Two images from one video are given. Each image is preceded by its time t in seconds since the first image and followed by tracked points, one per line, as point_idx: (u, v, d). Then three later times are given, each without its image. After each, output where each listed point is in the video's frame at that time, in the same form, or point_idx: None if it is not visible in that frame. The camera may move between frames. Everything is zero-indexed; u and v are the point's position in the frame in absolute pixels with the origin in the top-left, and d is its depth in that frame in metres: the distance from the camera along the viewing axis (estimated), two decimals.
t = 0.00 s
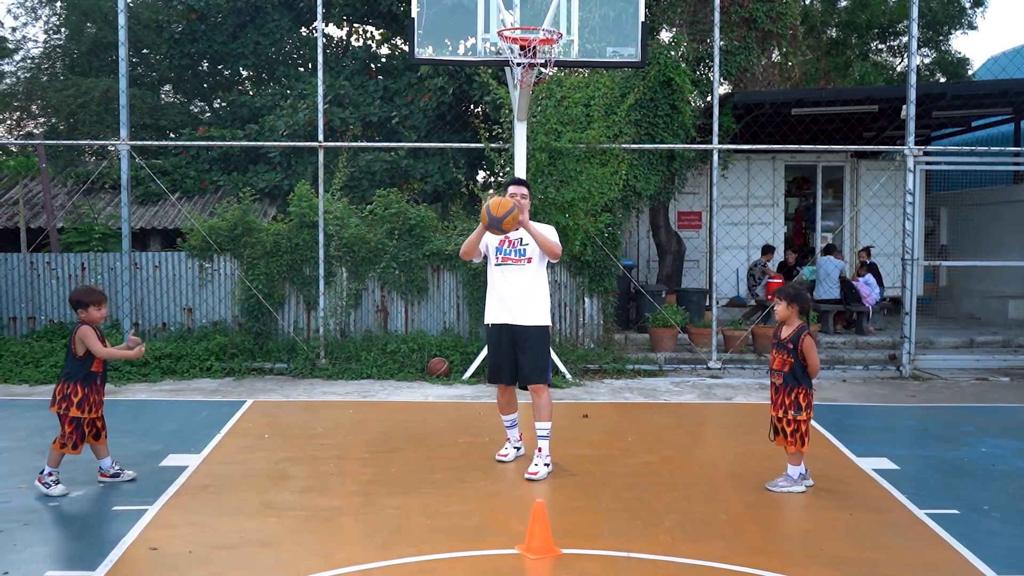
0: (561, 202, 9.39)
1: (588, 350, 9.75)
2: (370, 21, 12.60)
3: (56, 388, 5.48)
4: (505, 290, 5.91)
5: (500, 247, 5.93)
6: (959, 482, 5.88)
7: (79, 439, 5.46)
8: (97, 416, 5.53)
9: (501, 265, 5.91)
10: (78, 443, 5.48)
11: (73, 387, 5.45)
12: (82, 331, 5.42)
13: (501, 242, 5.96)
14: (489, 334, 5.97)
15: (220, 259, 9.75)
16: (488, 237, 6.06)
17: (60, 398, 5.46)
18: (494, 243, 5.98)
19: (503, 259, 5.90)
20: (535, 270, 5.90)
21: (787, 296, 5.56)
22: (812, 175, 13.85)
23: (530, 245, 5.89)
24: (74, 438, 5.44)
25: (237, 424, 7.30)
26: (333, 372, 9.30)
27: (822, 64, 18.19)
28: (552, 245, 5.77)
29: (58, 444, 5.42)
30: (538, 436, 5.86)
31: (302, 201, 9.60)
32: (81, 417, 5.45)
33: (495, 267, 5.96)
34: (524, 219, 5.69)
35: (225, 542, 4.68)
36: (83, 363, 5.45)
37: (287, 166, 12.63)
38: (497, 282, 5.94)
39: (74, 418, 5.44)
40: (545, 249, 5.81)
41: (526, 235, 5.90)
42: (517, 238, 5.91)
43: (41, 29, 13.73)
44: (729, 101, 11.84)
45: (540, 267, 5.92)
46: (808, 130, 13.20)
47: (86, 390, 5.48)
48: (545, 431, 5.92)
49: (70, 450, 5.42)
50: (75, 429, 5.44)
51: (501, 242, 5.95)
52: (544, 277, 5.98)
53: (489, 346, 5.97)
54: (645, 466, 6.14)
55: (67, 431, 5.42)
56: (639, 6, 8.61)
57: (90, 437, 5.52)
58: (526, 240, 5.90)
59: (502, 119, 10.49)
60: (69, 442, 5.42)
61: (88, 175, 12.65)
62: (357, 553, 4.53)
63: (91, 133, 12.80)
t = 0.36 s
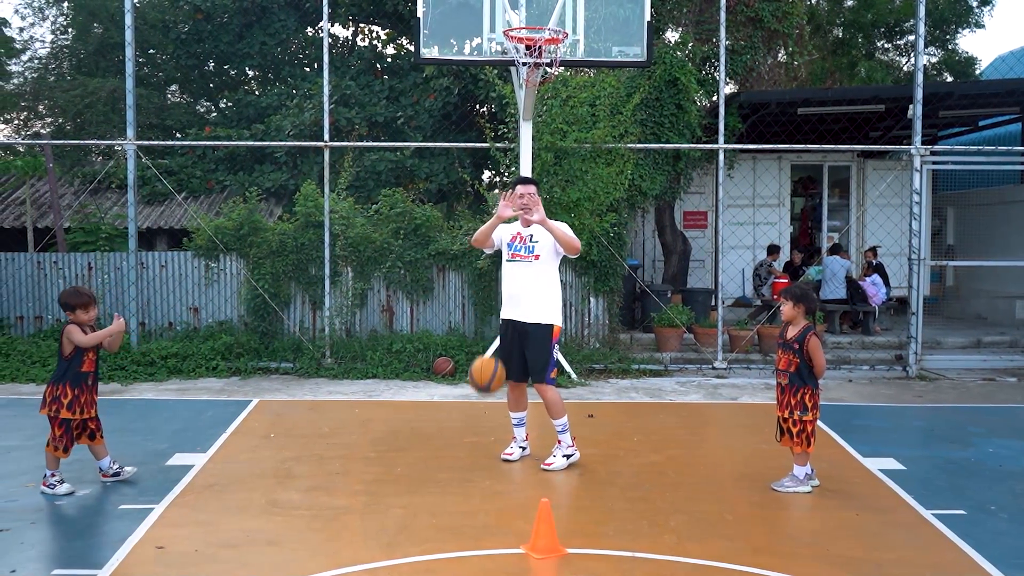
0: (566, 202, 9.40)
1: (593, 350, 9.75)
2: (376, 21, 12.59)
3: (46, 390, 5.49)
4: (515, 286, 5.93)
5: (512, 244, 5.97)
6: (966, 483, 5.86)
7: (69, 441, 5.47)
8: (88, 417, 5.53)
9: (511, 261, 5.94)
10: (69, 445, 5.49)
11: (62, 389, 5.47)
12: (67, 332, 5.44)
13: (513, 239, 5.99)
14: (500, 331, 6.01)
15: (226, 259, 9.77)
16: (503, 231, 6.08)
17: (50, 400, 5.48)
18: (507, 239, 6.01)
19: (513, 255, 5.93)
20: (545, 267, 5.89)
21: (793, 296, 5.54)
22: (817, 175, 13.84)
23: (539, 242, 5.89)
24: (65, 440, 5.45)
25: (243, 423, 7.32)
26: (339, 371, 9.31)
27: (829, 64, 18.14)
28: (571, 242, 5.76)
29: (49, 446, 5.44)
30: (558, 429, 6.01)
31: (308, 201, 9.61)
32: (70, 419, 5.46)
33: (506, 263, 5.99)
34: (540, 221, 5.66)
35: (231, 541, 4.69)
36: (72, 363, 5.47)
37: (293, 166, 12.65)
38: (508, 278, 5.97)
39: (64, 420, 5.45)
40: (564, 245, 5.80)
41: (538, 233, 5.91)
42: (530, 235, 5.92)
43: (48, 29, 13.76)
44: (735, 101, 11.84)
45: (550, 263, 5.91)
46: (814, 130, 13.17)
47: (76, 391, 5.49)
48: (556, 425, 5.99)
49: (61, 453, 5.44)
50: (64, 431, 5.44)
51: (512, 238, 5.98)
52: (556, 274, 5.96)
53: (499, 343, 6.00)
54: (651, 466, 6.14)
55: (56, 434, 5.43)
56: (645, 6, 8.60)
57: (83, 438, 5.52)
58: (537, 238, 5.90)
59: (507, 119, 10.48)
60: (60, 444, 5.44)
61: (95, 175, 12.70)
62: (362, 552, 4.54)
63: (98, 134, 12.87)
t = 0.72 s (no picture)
0: (571, 202, 9.41)
1: (597, 350, 9.74)
2: (380, 21, 12.62)
3: (68, 385, 5.50)
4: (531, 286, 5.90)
5: (528, 243, 5.95)
6: (972, 483, 5.84)
7: (87, 437, 5.49)
8: (107, 413, 5.56)
9: (529, 261, 5.92)
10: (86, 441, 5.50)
11: (84, 384, 5.48)
12: (90, 328, 5.50)
13: (529, 238, 5.96)
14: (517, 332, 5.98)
15: (231, 258, 9.78)
16: (516, 232, 6.07)
17: (72, 394, 5.48)
18: (523, 239, 5.99)
19: (531, 255, 5.91)
20: (564, 266, 5.90)
21: (797, 296, 5.54)
22: (823, 175, 13.79)
23: (558, 241, 5.89)
24: (83, 436, 5.47)
25: (249, 423, 7.33)
26: (344, 371, 9.33)
27: (834, 63, 18.11)
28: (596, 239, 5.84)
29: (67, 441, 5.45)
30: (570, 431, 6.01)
31: (313, 201, 9.63)
32: (91, 414, 5.48)
33: (523, 263, 5.97)
34: (565, 219, 5.75)
35: (238, 540, 4.70)
36: (94, 358, 5.50)
37: (298, 166, 12.67)
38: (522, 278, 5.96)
39: (84, 416, 5.47)
40: (585, 241, 5.85)
41: (556, 230, 5.91)
42: (548, 234, 5.91)
43: (54, 30, 13.78)
44: (740, 100, 11.83)
45: (569, 260, 5.91)
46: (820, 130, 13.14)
47: (98, 386, 5.50)
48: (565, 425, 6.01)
49: (79, 448, 5.45)
50: (84, 426, 5.47)
51: (529, 238, 5.95)
52: (573, 273, 5.97)
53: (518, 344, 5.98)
54: (656, 466, 6.14)
55: (76, 428, 5.45)
56: (650, 6, 8.59)
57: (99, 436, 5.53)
58: (555, 236, 5.90)
59: (512, 119, 10.48)
60: (77, 440, 5.45)
61: (101, 175, 12.74)
62: (368, 551, 4.54)
63: (104, 134, 12.90)
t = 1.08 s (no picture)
0: (574, 202, 9.41)
1: (602, 349, 9.75)
2: (385, 21, 12.61)
3: (101, 375, 5.55)
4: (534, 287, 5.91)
5: (532, 243, 5.95)
6: (977, 483, 5.84)
7: (117, 428, 5.53)
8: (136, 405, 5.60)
9: (532, 262, 5.92)
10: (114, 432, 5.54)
11: (116, 375, 5.52)
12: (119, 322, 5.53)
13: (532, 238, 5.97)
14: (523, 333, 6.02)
15: (236, 258, 9.80)
16: (520, 232, 6.08)
17: (104, 384, 5.53)
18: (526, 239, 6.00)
19: (534, 256, 5.91)
20: (568, 266, 5.90)
21: (802, 297, 5.53)
22: (827, 175, 13.80)
23: (561, 241, 5.89)
24: (112, 427, 5.51)
25: (253, 422, 7.34)
26: (348, 370, 9.33)
27: (839, 63, 18.09)
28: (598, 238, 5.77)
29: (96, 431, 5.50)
30: (576, 431, 6.02)
31: (318, 201, 9.64)
32: (122, 405, 5.53)
33: (527, 263, 5.96)
34: (567, 219, 5.67)
35: (243, 540, 4.71)
36: (126, 353, 5.55)
37: (302, 166, 12.68)
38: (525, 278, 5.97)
39: (115, 406, 5.52)
40: (587, 241, 5.80)
41: (559, 231, 5.90)
42: (550, 234, 5.91)
43: (60, 30, 13.82)
44: (745, 100, 11.82)
45: (573, 260, 5.91)
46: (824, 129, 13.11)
47: (130, 377, 5.55)
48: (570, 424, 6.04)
49: (107, 439, 5.49)
50: (113, 418, 5.50)
51: (532, 238, 5.95)
52: (577, 272, 5.98)
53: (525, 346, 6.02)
54: (661, 466, 6.13)
55: (106, 419, 5.49)
56: (655, 5, 8.58)
57: (126, 429, 5.57)
58: (558, 237, 5.89)
59: (516, 119, 10.48)
60: (107, 430, 5.49)
61: (105, 175, 12.77)
62: (373, 551, 4.55)
63: (108, 134, 12.93)
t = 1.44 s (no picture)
0: (576, 201, 9.41)
1: (604, 349, 9.74)
2: (387, 21, 12.65)
3: (120, 376, 5.57)
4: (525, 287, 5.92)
5: (522, 243, 5.95)
6: (980, 484, 5.82)
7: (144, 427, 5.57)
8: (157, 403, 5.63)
9: (524, 261, 5.93)
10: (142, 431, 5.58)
11: (135, 373, 5.55)
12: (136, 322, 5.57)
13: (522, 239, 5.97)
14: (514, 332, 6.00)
15: (238, 258, 9.81)
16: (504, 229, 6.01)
17: (124, 384, 5.55)
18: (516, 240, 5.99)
19: (525, 255, 5.91)
20: (559, 265, 5.92)
21: (806, 296, 5.53)
22: (830, 175, 13.82)
23: (553, 241, 5.91)
24: (139, 425, 5.54)
25: (256, 422, 7.34)
26: (350, 370, 9.33)
27: (841, 62, 18.08)
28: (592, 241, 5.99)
29: (126, 431, 5.52)
30: (571, 430, 6.00)
31: (320, 201, 9.63)
32: (144, 403, 5.55)
33: (517, 263, 5.97)
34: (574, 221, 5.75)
35: (246, 539, 4.71)
36: (144, 352, 5.58)
37: (305, 166, 12.69)
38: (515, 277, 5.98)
39: (138, 404, 5.54)
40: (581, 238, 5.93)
41: (550, 231, 5.92)
42: (541, 233, 5.91)
43: (63, 30, 13.84)
44: (747, 99, 11.82)
45: (564, 260, 5.94)
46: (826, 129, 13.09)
47: (149, 375, 5.57)
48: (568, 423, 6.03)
49: (139, 438, 5.55)
50: (142, 415, 5.54)
51: (523, 238, 5.96)
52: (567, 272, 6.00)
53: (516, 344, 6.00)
54: (663, 466, 6.13)
55: (135, 418, 5.53)
56: (657, 5, 8.58)
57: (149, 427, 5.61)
58: (549, 236, 5.92)
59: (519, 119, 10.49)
60: (136, 429, 5.53)
61: (108, 175, 12.79)
62: (376, 551, 4.55)
63: (111, 134, 12.96)
